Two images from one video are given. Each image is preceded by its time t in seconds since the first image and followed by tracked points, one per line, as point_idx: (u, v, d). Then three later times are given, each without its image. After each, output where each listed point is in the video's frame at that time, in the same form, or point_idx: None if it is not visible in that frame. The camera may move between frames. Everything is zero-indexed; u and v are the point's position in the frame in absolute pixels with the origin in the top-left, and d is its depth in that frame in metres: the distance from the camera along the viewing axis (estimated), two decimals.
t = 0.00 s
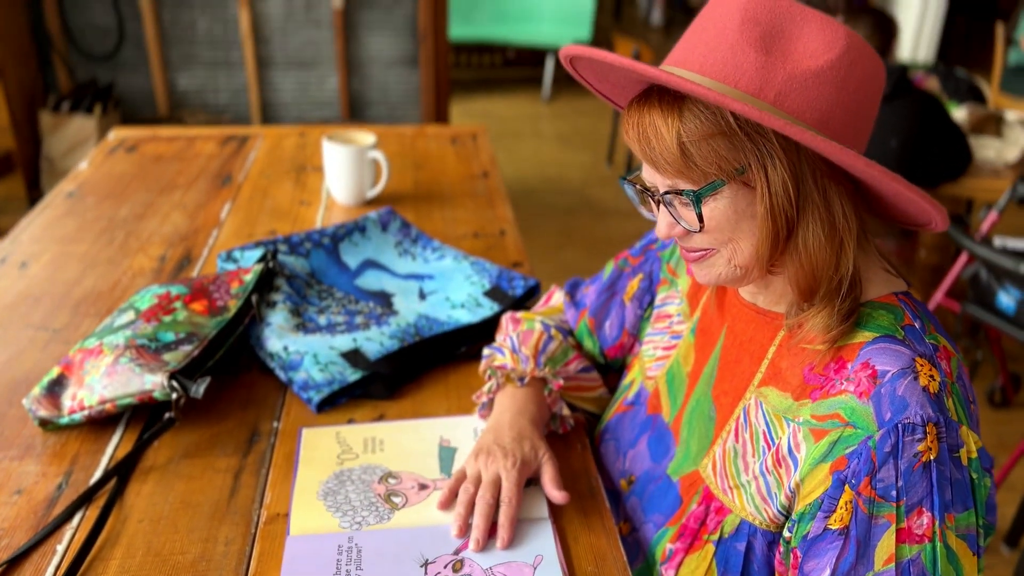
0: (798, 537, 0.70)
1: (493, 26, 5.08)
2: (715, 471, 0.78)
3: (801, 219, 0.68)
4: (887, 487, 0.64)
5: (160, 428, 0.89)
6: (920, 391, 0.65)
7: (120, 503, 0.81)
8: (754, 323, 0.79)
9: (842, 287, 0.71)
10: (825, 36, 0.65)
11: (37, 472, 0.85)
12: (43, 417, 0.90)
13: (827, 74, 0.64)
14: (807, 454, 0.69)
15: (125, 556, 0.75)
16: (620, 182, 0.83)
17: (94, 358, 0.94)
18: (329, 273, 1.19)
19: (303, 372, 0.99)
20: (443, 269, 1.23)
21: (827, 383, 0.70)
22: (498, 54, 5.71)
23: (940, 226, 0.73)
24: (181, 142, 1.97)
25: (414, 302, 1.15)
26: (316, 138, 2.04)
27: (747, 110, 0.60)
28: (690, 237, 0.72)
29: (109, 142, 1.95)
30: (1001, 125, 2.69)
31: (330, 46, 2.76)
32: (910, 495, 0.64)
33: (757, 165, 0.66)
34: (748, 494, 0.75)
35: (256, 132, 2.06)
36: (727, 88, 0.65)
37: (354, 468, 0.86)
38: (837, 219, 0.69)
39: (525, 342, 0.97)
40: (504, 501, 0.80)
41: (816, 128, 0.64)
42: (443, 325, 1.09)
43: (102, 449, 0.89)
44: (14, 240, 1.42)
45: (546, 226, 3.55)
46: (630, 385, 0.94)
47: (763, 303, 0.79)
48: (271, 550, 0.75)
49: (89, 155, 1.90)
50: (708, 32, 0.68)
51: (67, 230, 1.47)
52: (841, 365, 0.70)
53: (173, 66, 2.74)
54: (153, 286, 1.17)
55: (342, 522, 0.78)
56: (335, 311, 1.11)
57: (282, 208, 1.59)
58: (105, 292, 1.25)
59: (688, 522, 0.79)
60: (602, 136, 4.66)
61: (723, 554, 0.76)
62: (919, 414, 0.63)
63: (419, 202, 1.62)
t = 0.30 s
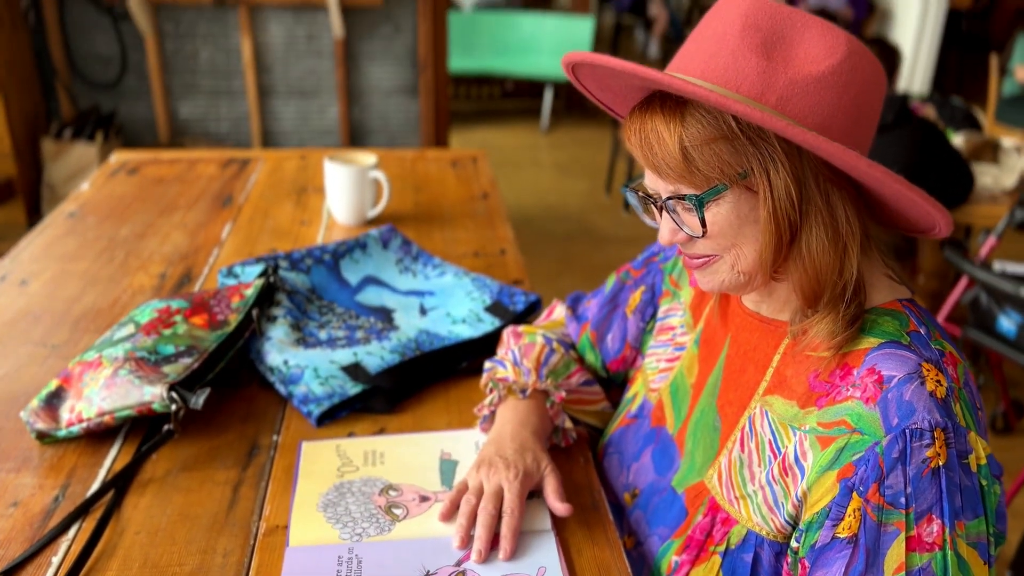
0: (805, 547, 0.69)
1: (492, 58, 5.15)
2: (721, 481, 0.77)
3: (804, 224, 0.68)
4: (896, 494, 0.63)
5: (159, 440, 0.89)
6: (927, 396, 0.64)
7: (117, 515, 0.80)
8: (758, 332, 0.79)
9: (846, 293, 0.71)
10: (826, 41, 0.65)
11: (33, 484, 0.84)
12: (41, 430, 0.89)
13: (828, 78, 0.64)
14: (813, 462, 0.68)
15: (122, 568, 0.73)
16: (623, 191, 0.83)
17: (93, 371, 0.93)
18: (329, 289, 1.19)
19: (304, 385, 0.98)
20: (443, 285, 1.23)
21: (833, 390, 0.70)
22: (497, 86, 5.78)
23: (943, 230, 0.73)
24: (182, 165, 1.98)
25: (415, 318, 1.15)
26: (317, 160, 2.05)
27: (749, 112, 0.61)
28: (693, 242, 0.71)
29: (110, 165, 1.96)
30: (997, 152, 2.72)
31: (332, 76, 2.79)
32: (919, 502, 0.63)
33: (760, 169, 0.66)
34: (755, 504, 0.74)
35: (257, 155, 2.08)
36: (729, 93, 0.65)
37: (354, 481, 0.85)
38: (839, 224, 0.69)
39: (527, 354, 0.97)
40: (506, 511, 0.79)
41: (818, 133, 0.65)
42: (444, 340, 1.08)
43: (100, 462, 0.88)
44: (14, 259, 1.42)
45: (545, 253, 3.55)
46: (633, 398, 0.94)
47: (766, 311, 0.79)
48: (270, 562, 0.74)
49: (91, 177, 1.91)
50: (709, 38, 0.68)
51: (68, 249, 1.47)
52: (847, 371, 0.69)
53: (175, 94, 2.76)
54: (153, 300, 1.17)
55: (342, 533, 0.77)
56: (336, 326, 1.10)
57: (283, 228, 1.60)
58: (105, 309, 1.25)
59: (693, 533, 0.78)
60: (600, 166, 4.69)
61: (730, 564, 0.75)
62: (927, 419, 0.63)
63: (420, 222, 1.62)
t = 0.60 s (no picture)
0: (814, 552, 0.67)
1: (493, 85, 5.20)
2: (727, 488, 0.77)
3: (808, 225, 0.69)
4: (904, 496, 0.62)
5: (160, 448, 0.88)
6: (935, 398, 0.63)
7: (117, 522, 0.79)
8: (763, 337, 0.79)
9: (850, 296, 0.71)
10: (828, 43, 0.66)
11: (33, 492, 0.84)
12: (42, 438, 0.89)
13: (831, 80, 0.65)
14: (821, 466, 0.67)
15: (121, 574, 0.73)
16: (627, 197, 0.83)
17: (94, 378, 0.93)
18: (332, 301, 1.19)
19: (306, 395, 0.98)
20: (446, 298, 1.23)
21: (839, 393, 0.69)
22: (499, 113, 5.87)
23: (946, 232, 0.73)
24: (185, 183, 1.99)
25: (418, 329, 1.15)
26: (320, 179, 2.06)
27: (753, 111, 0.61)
28: (698, 245, 0.72)
29: (114, 183, 1.97)
30: (997, 174, 2.74)
31: (335, 100, 2.81)
32: (929, 505, 0.62)
33: (764, 170, 0.67)
34: (762, 510, 0.73)
35: (260, 174, 2.08)
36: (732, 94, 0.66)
37: (356, 489, 0.84)
38: (843, 226, 0.69)
39: (531, 363, 0.96)
40: (510, 518, 0.78)
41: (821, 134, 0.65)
42: (447, 350, 1.08)
43: (100, 470, 0.87)
44: (17, 273, 1.42)
45: (547, 276, 3.55)
46: (638, 407, 0.93)
47: (771, 316, 0.79)
48: (271, 568, 0.73)
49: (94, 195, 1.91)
50: (712, 42, 0.69)
51: (71, 264, 1.47)
52: (853, 374, 0.69)
53: (179, 118, 2.79)
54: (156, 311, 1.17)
55: (343, 539, 0.76)
56: (338, 337, 1.10)
57: (286, 244, 1.60)
58: (107, 321, 1.25)
59: (700, 541, 0.77)
60: (601, 191, 4.71)
61: (738, 571, 0.74)
62: (935, 421, 0.62)
63: (422, 239, 1.62)
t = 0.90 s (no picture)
0: (820, 548, 0.67)
1: (495, 106, 5.25)
2: (730, 489, 0.77)
3: (806, 222, 0.69)
4: (909, 491, 0.62)
5: (161, 450, 0.88)
6: (938, 393, 0.63)
7: (116, 522, 0.79)
8: (764, 338, 0.79)
9: (849, 293, 0.71)
10: (824, 42, 0.67)
11: (33, 493, 0.84)
12: (42, 440, 0.88)
13: (827, 77, 0.66)
14: (825, 464, 0.67)
15: (120, 572, 0.73)
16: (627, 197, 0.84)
17: (96, 381, 0.93)
18: (333, 308, 1.20)
19: (306, 398, 0.98)
20: (447, 305, 1.24)
21: (842, 392, 0.69)
22: (501, 133, 5.92)
23: (945, 229, 0.73)
24: (188, 196, 2.00)
25: (419, 335, 1.15)
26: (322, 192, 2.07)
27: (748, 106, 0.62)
28: (696, 243, 0.72)
29: (117, 196, 1.98)
30: (998, 190, 2.75)
31: (338, 118, 2.83)
32: (937, 500, 0.62)
33: (760, 166, 0.67)
34: (767, 510, 0.73)
35: (263, 187, 2.09)
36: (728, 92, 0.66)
37: (356, 489, 0.84)
38: (841, 223, 0.69)
39: (519, 360, 0.97)
40: (478, 497, 0.80)
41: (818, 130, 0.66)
42: (447, 355, 1.08)
43: (100, 472, 0.87)
44: (20, 282, 1.42)
45: (548, 293, 3.55)
46: (638, 411, 0.93)
47: (772, 316, 0.79)
48: (270, 567, 0.73)
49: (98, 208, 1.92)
50: (709, 42, 0.70)
51: (73, 273, 1.48)
52: (855, 371, 0.69)
53: (183, 136, 2.81)
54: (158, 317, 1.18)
55: (342, 536, 0.76)
56: (339, 342, 1.11)
57: (288, 254, 1.61)
58: (109, 328, 1.25)
59: (704, 541, 0.77)
60: (603, 209, 4.72)
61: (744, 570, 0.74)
62: (938, 415, 0.62)
63: (423, 249, 1.63)
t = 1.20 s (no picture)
0: (814, 539, 0.67)
1: (497, 120, 5.30)
2: (728, 483, 0.77)
3: (808, 218, 0.69)
4: (903, 484, 0.62)
5: (162, 450, 0.88)
6: (940, 387, 0.63)
7: (116, 522, 0.79)
8: (769, 335, 0.79)
9: (853, 290, 0.71)
10: (828, 38, 0.67)
11: (33, 493, 0.83)
12: (43, 441, 0.88)
13: (830, 72, 0.66)
14: (825, 457, 0.67)
15: (120, 571, 0.72)
16: (633, 191, 0.85)
17: (97, 382, 0.93)
18: (335, 311, 1.20)
19: (307, 400, 0.98)
20: (449, 309, 1.24)
21: (845, 386, 0.69)
22: (503, 147, 5.94)
23: (951, 226, 0.73)
24: (191, 205, 2.01)
25: (421, 338, 1.16)
26: (325, 202, 2.08)
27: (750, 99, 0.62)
28: (699, 238, 0.73)
29: (120, 205, 1.98)
30: (1000, 202, 2.74)
31: (340, 131, 2.84)
32: (932, 494, 0.62)
33: (762, 161, 0.68)
34: (764, 504, 0.72)
35: (265, 197, 2.10)
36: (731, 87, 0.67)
37: (355, 489, 0.84)
38: (845, 219, 0.69)
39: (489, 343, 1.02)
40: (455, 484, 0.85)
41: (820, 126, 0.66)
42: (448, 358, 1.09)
43: (100, 473, 0.87)
44: (22, 289, 1.42)
45: (550, 306, 3.54)
46: (642, 410, 0.93)
47: (777, 313, 0.79)
48: (270, 565, 0.72)
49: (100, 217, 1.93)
50: (713, 37, 0.70)
51: (76, 280, 1.48)
52: (859, 365, 0.69)
53: (186, 149, 2.82)
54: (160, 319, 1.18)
55: (342, 535, 0.76)
56: (341, 345, 1.11)
57: (290, 261, 1.61)
58: (110, 333, 1.25)
59: (698, 533, 0.77)
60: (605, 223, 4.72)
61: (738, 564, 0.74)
62: (939, 409, 0.62)
63: (425, 256, 1.63)
